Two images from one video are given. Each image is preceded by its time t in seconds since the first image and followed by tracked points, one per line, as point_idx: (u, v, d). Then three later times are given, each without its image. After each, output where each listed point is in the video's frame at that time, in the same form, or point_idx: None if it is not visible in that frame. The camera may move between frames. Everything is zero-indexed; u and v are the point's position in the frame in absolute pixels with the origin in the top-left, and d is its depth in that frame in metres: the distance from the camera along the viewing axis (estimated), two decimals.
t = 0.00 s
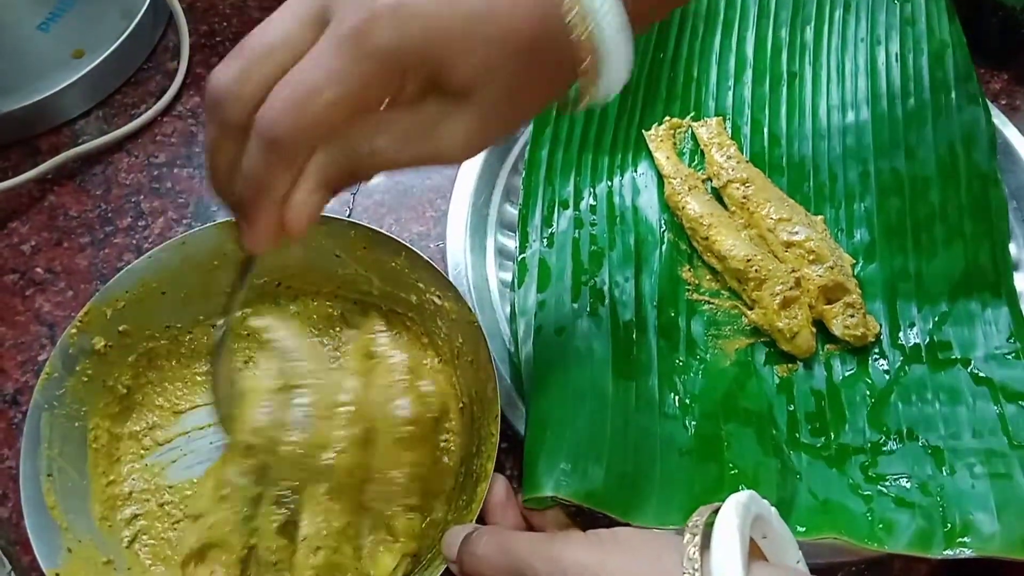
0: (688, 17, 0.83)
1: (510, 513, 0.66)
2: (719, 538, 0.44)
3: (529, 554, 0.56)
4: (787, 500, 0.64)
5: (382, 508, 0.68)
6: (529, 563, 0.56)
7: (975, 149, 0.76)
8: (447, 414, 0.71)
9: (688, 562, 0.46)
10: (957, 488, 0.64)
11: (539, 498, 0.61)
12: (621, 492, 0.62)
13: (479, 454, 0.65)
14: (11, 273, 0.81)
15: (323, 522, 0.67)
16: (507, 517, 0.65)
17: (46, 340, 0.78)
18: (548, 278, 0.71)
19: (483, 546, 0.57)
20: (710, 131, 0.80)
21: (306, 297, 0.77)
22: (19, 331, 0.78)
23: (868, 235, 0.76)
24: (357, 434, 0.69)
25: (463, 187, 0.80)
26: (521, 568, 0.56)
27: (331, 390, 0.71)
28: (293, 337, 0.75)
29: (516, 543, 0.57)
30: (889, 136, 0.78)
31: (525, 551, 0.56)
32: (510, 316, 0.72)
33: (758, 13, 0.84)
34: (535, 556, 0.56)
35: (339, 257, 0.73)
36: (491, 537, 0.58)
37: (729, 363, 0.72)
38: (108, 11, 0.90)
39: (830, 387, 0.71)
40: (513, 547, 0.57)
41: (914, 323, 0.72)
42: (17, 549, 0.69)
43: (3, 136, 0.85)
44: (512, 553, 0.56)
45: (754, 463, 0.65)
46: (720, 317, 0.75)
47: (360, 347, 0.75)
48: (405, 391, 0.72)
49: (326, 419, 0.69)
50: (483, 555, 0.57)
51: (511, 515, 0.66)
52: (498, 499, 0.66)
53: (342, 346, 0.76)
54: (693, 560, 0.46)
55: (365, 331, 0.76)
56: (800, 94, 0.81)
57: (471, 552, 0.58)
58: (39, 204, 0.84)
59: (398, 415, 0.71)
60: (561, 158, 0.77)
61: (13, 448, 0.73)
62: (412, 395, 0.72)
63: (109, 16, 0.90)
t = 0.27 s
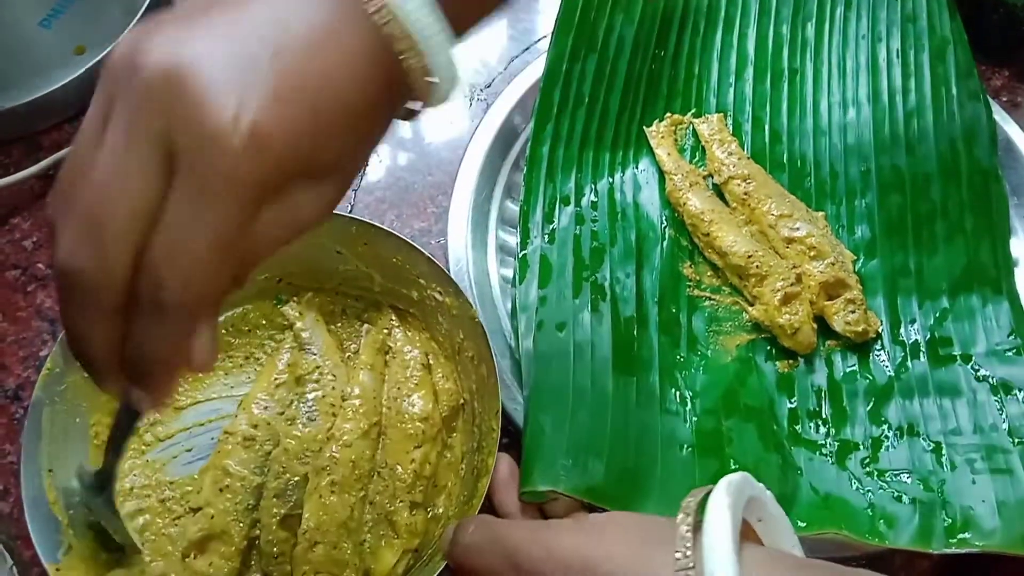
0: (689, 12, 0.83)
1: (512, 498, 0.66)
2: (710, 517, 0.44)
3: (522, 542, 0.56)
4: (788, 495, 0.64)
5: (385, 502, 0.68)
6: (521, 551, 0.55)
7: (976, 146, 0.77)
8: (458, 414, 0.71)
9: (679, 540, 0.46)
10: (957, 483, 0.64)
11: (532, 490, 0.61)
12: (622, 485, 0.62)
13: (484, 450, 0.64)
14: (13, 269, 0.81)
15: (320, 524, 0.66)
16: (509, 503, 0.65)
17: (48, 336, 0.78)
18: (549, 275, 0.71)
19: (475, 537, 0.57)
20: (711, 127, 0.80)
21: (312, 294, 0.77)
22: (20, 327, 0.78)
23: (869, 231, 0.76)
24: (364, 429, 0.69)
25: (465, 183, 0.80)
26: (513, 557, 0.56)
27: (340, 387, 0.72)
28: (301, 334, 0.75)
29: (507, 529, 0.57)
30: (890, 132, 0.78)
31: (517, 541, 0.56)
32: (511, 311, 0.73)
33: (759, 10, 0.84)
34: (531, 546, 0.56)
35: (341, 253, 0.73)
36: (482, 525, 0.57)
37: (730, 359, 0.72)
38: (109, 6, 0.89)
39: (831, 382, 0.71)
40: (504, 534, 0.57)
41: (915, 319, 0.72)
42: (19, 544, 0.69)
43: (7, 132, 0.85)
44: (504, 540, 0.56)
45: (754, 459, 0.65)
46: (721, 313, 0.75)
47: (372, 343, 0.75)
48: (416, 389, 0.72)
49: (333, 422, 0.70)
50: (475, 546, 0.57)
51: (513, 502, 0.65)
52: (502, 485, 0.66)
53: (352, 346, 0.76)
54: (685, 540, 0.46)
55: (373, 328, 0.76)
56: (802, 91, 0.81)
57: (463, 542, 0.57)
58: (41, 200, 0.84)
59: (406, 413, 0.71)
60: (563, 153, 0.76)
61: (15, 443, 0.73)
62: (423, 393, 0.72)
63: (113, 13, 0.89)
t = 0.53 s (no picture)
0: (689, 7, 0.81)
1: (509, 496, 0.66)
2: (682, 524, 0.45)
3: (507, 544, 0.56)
4: (787, 491, 0.64)
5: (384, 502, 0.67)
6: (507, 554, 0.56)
7: (974, 142, 0.77)
8: (458, 415, 0.70)
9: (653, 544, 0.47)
10: (955, 479, 0.64)
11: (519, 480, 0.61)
12: (621, 480, 0.62)
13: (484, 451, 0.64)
14: (11, 264, 0.81)
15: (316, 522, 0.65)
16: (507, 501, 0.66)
17: (47, 331, 0.78)
18: (549, 270, 0.71)
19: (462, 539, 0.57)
20: (710, 124, 0.80)
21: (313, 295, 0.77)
22: (19, 322, 0.78)
23: (868, 227, 0.76)
24: (362, 427, 0.68)
25: (464, 179, 0.81)
26: (500, 560, 0.56)
27: (339, 387, 0.71)
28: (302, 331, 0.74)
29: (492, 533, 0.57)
30: (889, 129, 0.79)
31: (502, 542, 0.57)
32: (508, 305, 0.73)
33: (760, 4, 0.82)
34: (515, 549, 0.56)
35: (344, 251, 0.73)
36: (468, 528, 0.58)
37: (729, 354, 0.72)
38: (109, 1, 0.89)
39: (829, 378, 0.71)
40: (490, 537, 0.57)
41: (914, 315, 0.73)
42: (17, 539, 0.69)
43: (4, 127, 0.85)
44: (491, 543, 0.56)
45: (753, 454, 0.66)
46: (720, 309, 0.75)
47: (373, 341, 0.74)
48: (416, 389, 0.71)
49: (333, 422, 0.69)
50: (463, 550, 0.57)
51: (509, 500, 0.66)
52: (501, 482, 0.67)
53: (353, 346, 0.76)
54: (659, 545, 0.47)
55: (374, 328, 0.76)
56: (801, 87, 0.81)
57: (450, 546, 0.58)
58: (40, 195, 0.84)
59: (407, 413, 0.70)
60: (563, 150, 0.76)
61: (14, 438, 0.73)
62: (423, 393, 0.71)
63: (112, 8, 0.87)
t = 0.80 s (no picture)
0: (689, 8, 0.82)
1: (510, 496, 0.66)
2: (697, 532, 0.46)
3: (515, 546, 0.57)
4: (786, 489, 0.64)
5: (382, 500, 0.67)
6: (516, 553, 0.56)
7: (973, 141, 0.77)
8: (458, 414, 0.70)
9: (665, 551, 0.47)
10: (955, 477, 0.65)
11: (523, 481, 0.62)
12: (622, 478, 0.63)
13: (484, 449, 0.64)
14: (12, 263, 0.81)
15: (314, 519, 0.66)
16: (507, 500, 0.66)
17: (47, 330, 0.78)
18: (549, 269, 0.71)
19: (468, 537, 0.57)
20: (710, 123, 0.80)
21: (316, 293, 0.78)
22: (20, 321, 0.78)
23: (867, 227, 0.76)
24: (363, 426, 0.69)
25: (464, 179, 0.81)
26: (510, 560, 0.56)
27: (341, 386, 0.72)
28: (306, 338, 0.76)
29: (499, 533, 0.57)
30: (888, 128, 0.79)
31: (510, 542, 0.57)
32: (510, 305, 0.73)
33: (759, 4, 0.83)
34: (523, 550, 0.57)
35: (345, 250, 0.72)
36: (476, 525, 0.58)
37: (728, 353, 0.72)
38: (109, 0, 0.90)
39: (829, 377, 0.71)
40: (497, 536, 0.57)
41: (913, 315, 0.73)
42: (18, 537, 0.69)
43: (5, 126, 0.85)
44: (498, 543, 0.57)
45: (752, 453, 0.66)
46: (719, 308, 0.75)
47: (373, 340, 0.74)
48: (417, 388, 0.71)
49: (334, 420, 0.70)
50: (470, 547, 0.57)
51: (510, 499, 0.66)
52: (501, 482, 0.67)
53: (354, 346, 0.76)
54: (671, 552, 0.47)
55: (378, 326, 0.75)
56: (801, 86, 0.81)
57: (455, 545, 0.58)
58: (41, 195, 0.84)
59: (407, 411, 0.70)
60: (563, 150, 0.76)
61: (14, 436, 0.73)
62: (424, 392, 0.71)
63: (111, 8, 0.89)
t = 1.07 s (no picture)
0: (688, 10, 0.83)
1: (507, 496, 0.66)
2: (693, 521, 0.46)
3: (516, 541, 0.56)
4: (786, 489, 0.64)
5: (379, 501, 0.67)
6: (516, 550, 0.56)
7: (972, 141, 0.77)
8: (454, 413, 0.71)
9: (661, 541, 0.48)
10: (954, 477, 0.64)
11: (523, 482, 0.62)
12: (622, 478, 0.63)
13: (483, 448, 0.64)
14: (12, 264, 0.81)
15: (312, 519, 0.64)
16: (505, 500, 0.66)
17: (47, 330, 0.78)
18: (548, 270, 0.72)
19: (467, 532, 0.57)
20: (709, 124, 0.80)
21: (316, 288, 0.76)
22: (19, 321, 0.78)
23: (866, 227, 0.76)
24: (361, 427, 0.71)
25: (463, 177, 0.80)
26: (510, 556, 0.56)
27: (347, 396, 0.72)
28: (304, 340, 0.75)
29: (499, 529, 0.57)
30: (887, 128, 0.79)
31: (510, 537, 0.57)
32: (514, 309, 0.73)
33: (758, 5, 0.84)
34: (524, 547, 0.56)
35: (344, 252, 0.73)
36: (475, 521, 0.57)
37: (729, 353, 0.72)
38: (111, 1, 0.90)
39: (828, 376, 0.71)
40: (495, 532, 0.57)
41: (912, 314, 0.73)
42: (18, 537, 0.69)
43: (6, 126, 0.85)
44: (498, 540, 0.56)
45: (752, 452, 0.66)
46: (719, 308, 0.75)
47: (371, 342, 0.76)
48: (414, 388, 0.73)
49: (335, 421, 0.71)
50: (469, 541, 0.57)
51: (508, 499, 0.66)
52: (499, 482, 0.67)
53: (355, 349, 0.75)
54: (669, 542, 0.47)
55: (373, 330, 0.76)
56: (800, 87, 0.81)
57: (453, 541, 0.57)
58: (41, 195, 0.84)
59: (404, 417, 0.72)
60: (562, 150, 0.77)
61: (14, 437, 0.73)
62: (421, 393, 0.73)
63: (110, 6, 0.90)
